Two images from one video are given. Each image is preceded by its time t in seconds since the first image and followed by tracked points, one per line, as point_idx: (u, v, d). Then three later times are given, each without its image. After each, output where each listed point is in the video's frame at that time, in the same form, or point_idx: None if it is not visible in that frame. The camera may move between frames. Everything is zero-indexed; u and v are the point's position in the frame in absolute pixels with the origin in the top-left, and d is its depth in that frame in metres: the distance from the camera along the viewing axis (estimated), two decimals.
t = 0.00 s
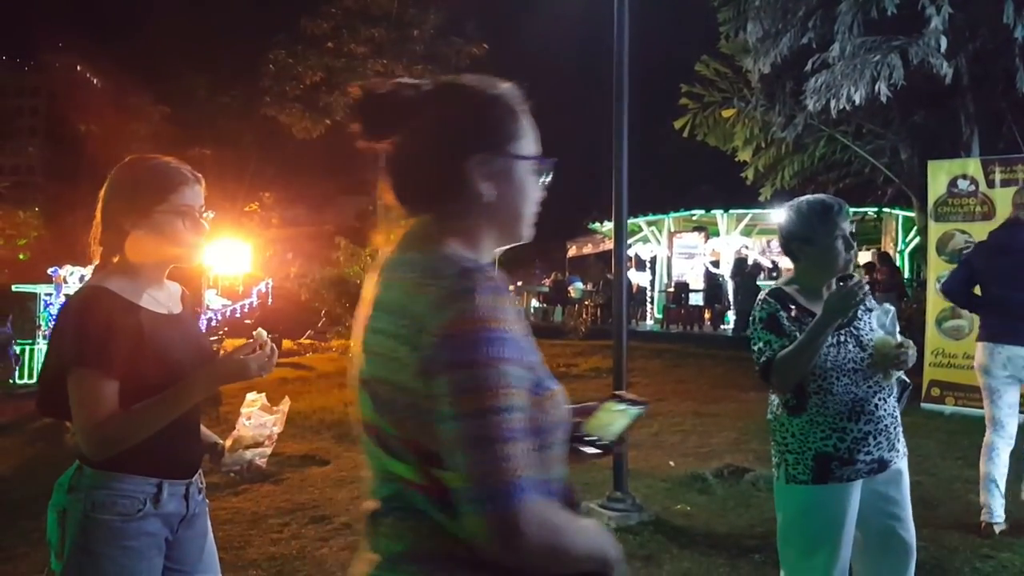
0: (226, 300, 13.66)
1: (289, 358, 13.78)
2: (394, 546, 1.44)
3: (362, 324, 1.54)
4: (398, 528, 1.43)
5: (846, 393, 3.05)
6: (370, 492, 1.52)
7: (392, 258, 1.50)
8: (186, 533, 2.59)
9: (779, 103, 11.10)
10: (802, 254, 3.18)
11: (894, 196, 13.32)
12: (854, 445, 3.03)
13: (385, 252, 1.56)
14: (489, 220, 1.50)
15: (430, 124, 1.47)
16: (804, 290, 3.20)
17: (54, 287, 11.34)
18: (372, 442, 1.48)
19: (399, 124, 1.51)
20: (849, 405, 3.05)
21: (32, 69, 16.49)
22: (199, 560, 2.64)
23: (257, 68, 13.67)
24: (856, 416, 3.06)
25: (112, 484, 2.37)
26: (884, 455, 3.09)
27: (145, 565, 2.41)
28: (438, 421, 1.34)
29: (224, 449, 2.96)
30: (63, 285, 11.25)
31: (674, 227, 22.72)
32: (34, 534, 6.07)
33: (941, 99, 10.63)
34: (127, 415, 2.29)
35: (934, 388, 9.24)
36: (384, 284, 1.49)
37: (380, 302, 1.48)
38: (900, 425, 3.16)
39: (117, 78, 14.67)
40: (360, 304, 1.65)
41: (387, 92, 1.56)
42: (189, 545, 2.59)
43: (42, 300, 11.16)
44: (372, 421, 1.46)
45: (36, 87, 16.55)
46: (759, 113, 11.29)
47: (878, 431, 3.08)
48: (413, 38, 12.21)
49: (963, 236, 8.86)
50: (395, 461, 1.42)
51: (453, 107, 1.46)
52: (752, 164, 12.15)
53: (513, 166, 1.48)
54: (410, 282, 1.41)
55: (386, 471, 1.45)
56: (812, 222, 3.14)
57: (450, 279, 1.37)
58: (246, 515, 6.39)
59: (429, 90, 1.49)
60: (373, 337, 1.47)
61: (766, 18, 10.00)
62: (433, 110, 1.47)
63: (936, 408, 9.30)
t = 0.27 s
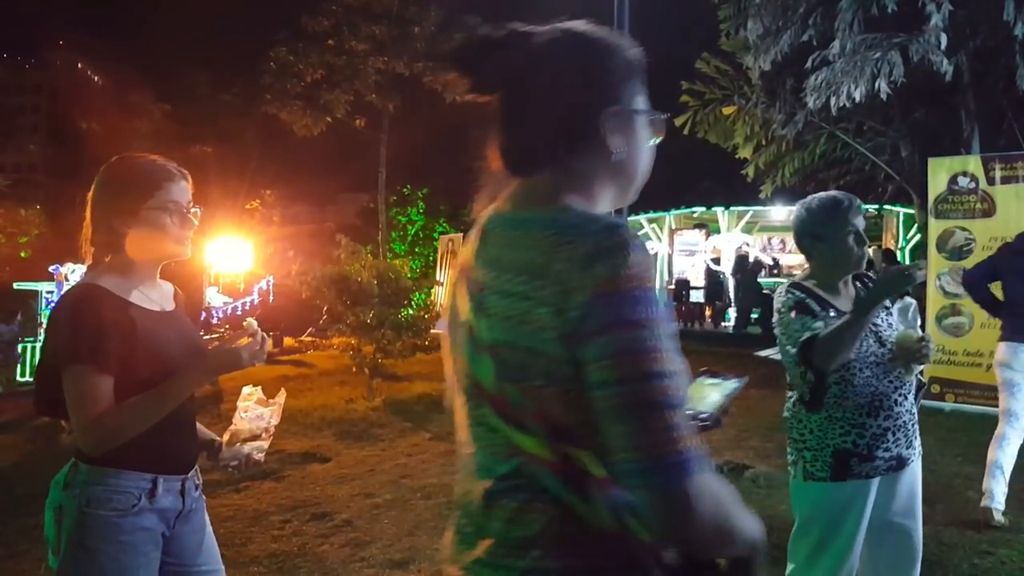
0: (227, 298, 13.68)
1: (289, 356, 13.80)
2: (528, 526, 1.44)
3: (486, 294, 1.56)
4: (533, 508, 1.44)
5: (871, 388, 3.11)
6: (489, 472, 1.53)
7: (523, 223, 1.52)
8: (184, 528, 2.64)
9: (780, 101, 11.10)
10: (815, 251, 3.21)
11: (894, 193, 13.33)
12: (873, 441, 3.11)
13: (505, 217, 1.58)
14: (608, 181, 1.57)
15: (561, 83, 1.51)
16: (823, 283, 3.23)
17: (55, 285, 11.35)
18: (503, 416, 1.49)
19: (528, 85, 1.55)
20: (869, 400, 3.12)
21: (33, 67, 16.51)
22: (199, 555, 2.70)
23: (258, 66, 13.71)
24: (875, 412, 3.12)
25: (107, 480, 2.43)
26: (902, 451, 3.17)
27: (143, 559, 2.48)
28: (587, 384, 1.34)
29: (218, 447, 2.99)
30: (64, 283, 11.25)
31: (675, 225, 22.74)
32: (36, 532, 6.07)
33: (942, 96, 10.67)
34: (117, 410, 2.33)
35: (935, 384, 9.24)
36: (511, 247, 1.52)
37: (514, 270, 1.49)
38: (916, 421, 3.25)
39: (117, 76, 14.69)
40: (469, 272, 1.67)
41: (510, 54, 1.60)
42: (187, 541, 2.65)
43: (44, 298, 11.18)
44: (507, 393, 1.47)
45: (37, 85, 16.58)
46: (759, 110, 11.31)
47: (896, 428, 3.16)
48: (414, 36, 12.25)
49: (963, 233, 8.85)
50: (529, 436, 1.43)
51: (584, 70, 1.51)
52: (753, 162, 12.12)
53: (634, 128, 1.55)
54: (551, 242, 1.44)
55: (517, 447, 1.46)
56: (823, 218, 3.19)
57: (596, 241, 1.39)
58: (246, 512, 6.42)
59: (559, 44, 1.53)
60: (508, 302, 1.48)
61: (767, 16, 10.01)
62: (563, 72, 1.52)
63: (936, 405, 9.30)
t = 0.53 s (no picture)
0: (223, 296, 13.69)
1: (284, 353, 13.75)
2: (627, 535, 1.45)
3: (584, 291, 1.54)
4: (635, 517, 1.45)
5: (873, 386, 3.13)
6: (578, 478, 1.51)
7: (628, 221, 1.52)
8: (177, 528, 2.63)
9: (776, 99, 11.12)
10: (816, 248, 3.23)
11: (890, 191, 13.40)
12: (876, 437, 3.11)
13: (604, 213, 1.57)
14: (705, 178, 1.59)
15: (671, 80, 1.53)
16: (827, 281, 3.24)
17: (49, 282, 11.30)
18: (604, 422, 1.47)
19: (634, 78, 1.55)
20: (874, 397, 3.12)
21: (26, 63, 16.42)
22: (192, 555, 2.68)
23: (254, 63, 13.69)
24: (879, 409, 3.13)
25: (96, 479, 2.41)
26: (903, 449, 3.18)
27: (133, 559, 2.45)
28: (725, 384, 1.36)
29: (216, 445, 3.01)
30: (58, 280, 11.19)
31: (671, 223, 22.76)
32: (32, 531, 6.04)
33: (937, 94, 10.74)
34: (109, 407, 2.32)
35: (928, 381, 9.31)
36: (616, 244, 1.51)
37: (622, 270, 1.48)
38: (916, 420, 3.27)
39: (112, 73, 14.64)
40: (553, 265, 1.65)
41: (610, 44, 1.59)
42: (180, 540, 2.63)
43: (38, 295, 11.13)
44: (613, 395, 1.46)
45: (33, 81, 16.53)
46: (757, 109, 11.28)
47: (898, 426, 3.17)
48: (412, 33, 12.24)
49: (956, 231, 8.92)
50: (635, 442, 1.43)
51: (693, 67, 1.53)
52: (749, 161, 12.07)
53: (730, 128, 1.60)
54: (670, 244, 1.44)
55: (620, 453, 1.45)
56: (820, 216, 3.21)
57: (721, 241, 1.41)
58: (243, 511, 6.36)
59: (669, 42, 1.55)
60: (615, 303, 1.48)
61: (764, 15, 10.03)
62: (672, 68, 1.53)
63: (928, 402, 9.35)
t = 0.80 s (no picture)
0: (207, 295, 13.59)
1: (268, 352, 13.53)
2: (701, 536, 1.30)
3: (645, 287, 1.35)
4: (706, 514, 1.30)
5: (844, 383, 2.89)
6: (636, 481, 1.34)
7: (686, 216, 1.36)
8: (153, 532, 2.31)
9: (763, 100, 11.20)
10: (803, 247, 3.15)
11: (875, 190, 13.50)
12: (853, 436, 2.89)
13: (651, 210, 1.40)
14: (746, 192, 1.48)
15: (711, 86, 1.40)
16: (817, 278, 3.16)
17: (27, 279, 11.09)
18: (677, 417, 1.30)
19: (688, 77, 1.41)
20: (853, 396, 2.88)
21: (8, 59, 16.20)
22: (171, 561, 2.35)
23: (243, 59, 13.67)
24: (857, 408, 2.89)
25: (63, 479, 2.12)
26: (877, 445, 2.96)
27: (102, 563, 2.16)
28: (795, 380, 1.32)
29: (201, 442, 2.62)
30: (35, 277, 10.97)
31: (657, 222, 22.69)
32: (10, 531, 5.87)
33: (919, 96, 10.87)
34: (79, 399, 1.99)
35: (909, 377, 9.07)
36: (678, 248, 1.34)
37: (689, 265, 1.33)
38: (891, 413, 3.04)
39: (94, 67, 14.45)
40: (590, 267, 1.43)
41: (657, 43, 1.45)
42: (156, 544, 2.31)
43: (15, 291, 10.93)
44: (689, 393, 1.29)
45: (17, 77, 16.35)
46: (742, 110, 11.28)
47: (873, 422, 2.94)
48: (403, 30, 12.18)
49: (938, 231, 8.77)
50: (711, 435, 1.28)
51: (746, 72, 1.42)
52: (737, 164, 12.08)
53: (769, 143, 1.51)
54: (747, 242, 1.31)
55: (690, 446, 1.29)
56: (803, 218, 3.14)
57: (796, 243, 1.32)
58: (226, 512, 5.66)
59: (709, 54, 1.42)
60: (687, 298, 1.32)
61: (750, 15, 10.18)
62: (727, 71, 1.41)
63: (910, 399, 9.16)
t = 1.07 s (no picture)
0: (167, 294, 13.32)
1: (231, 352, 13.31)
2: (713, 527, 1.32)
3: (656, 284, 1.36)
4: (720, 503, 1.32)
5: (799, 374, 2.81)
6: (646, 475, 1.34)
7: (694, 217, 1.37)
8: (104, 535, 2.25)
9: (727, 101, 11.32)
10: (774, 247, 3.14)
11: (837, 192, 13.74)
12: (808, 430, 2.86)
13: (658, 209, 1.40)
14: (736, 195, 1.51)
15: (702, 92, 1.43)
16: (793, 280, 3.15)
17: None
18: (690, 411, 1.31)
19: (680, 85, 1.44)
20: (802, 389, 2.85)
21: None
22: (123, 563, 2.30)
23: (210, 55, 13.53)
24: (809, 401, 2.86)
25: (9, 483, 2.05)
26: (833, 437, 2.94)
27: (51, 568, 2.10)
28: (794, 380, 1.34)
29: (145, 446, 2.57)
30: None
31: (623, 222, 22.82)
32: None
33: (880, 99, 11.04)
34: (34, 386, 1.94)
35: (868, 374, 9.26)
36: (683, 249, 1.35)
37: (700, 262, 1.34)
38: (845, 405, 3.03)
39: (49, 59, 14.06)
40: (594, 268, 1.43)
41: (647, 51, 1.49)
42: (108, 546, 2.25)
43: None
44: (702, 387, 1.31)
45: None
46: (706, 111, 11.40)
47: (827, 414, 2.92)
48: (371, 27, 12.09)
49: (897, 231, 8.96)
50: (722, 429, 1.30)
51: (734, 79, 1.46)
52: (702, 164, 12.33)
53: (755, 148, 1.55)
54: (753, 243, 1.33)
55: (701, 440, 1.30)
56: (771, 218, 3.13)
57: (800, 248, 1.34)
58: (185, 515, 5.55)
59: (698, 63, 1.45)
60: (698, 295, 1.33)
61: (715, 18, 10.25)
62: (718, 77, 1.45)
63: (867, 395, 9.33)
